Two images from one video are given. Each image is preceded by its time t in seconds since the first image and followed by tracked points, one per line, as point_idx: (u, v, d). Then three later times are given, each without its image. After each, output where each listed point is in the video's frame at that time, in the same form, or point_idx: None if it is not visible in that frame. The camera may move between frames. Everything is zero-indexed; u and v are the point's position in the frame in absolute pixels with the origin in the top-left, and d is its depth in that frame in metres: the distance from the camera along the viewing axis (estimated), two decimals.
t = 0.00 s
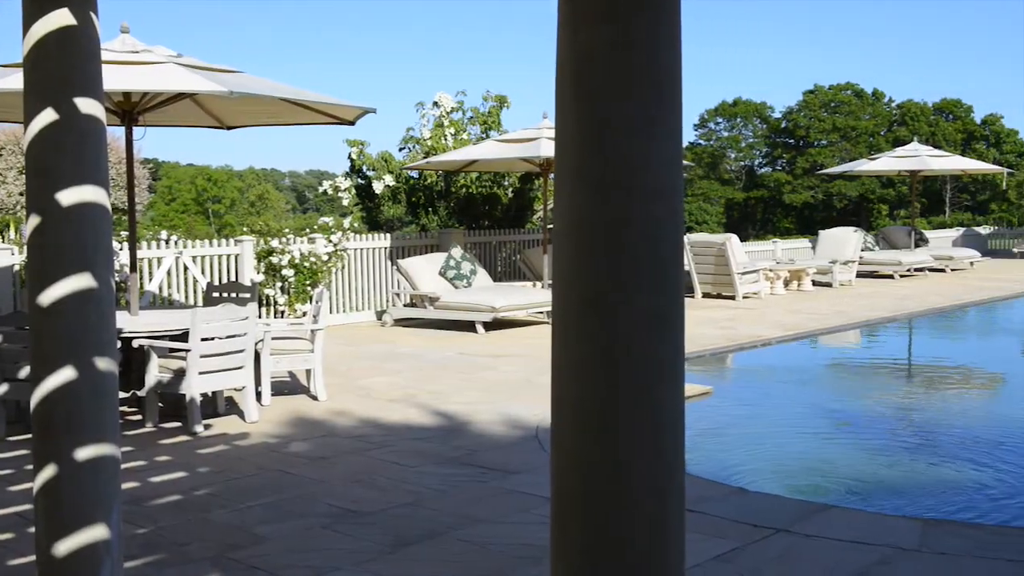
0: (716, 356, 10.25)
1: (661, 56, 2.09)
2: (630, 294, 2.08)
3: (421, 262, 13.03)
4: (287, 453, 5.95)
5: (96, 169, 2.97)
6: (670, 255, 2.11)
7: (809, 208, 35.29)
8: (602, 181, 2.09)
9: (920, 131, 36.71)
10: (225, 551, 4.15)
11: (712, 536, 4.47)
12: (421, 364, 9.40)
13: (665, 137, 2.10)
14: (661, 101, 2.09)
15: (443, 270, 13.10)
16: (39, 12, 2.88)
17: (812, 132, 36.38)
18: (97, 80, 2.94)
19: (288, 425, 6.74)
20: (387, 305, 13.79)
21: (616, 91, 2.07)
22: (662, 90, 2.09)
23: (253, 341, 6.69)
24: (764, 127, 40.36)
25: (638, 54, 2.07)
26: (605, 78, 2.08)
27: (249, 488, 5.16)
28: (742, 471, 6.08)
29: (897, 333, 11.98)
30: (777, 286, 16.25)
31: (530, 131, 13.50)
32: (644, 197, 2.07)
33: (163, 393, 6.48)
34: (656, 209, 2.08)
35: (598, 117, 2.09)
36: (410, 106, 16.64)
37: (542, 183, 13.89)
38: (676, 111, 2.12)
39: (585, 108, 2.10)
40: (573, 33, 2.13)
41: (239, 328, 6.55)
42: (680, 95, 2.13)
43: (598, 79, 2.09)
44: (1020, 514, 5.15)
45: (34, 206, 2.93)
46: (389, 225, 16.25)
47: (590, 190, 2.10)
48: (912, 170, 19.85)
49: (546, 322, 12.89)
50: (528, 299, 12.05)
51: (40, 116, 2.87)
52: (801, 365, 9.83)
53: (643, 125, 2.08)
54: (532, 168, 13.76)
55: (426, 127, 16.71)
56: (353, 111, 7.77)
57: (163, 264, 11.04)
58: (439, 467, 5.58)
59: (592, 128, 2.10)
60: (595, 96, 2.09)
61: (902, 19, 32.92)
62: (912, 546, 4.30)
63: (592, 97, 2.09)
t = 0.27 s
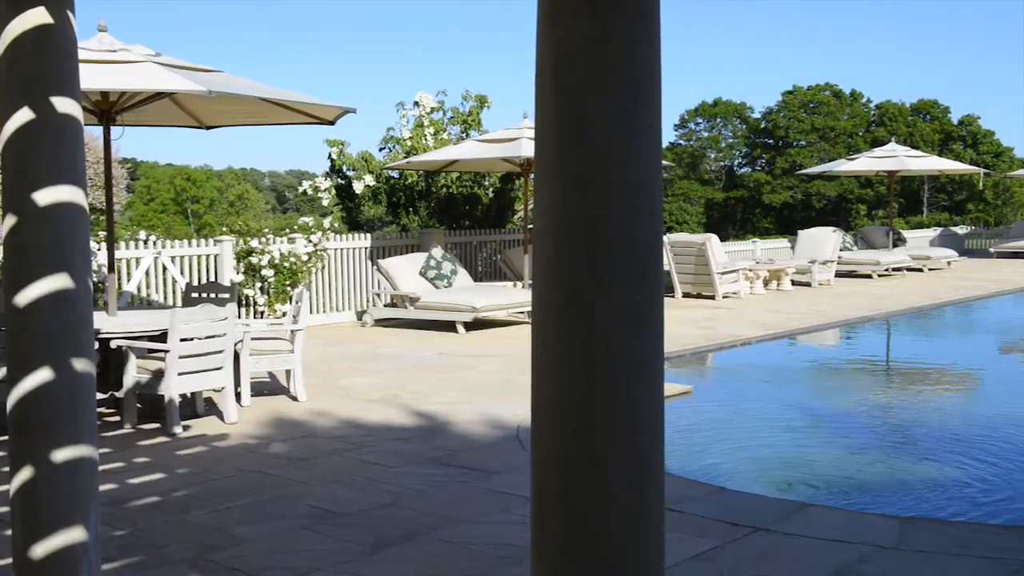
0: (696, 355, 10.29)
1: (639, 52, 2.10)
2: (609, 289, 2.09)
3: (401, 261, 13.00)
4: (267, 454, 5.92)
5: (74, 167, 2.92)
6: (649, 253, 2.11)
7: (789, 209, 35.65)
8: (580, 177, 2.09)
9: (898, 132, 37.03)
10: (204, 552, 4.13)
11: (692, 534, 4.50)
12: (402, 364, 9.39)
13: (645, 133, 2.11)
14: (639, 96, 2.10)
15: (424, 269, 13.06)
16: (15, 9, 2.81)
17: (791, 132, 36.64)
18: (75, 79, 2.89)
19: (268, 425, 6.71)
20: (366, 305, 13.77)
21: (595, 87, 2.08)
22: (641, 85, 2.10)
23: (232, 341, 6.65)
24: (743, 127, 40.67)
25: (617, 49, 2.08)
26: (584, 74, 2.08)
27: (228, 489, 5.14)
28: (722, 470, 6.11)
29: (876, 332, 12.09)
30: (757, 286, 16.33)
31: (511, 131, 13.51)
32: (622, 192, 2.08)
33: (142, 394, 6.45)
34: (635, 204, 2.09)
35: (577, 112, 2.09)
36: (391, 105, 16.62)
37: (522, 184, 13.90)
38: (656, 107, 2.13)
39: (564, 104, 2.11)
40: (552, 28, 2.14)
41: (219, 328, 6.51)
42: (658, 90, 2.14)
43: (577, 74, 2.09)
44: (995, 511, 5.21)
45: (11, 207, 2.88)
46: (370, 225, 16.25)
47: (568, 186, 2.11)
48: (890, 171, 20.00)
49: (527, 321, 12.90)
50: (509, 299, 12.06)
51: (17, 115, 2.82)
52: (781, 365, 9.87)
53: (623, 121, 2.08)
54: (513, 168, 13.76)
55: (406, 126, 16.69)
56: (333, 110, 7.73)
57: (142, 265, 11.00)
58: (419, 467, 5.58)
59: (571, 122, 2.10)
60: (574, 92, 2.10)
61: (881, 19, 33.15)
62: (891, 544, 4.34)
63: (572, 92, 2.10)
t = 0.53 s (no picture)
0: (674, 355, 10.34)
1: (616, 52, 2.11)
2: (586, 294, 2.10)
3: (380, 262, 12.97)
4: (245, 455, 5.90)
5: (49, 168, 2.76)
6: (625, 256, 2.12)
7: (767, 209, 36.00)
8: (557, 179, 2.10)
9: (875, 132, 37.38)
10: (181, 554, 4.11)
11: (670, 534, 4.52)
12: (380, 365, 9.37)
13: (621, 133, 2.11)
14: (616, 98, 2.11)
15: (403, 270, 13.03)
16: None
17: (769, 133, 36.98)
18: (49, 77, 2.74)
19: (246, 427, 6.68)
20: (345, 306, 13.74)
21: (571, 90, 2.09)
22: (618, 83, 2.11)
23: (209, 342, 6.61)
24: (722, 128, 40.91)
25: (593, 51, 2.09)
26: (561, 75, 2.09)
27: (205, 490, 5.12)
28: (699, 470, 6.15)
29: (852, 332, 12.19)
30: (735, 286, 16.41)
31: (490, 131, 13.53)
32: (598, 191, 2.09)
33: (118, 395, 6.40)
34: (611, 208, 2.10)
35: (554, 114, 2.10)
36: (369, 105, 16.59)
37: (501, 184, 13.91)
38: (631, 112, 2.14)
39: (542, 104, 2.12)
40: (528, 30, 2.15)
41: (196, 329, 6.47)
42: (635, 91, 2.15)
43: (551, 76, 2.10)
44: (970, 509, 5.26)
45: None
46: (348, 225, 16.22)
47: (546, 188, 2.12)
48: (866, 171, 20.16)
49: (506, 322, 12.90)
50: (488, 299, 12.07)
51: None
52: (758, 364, 9.93)
53: (600, 122, 2.09)
54: (492, 168, 13.76)
55: (384, 126, 16.66)
56: (311, 111, 7.72)
57: (118, 265, 10.91)
58: (399, 468, 5.57)
59: (548, 121, 2.11)
60: (551, 92, 2.11)
61: (858, 19, 33.50)
62: (866, 542, 4.38)
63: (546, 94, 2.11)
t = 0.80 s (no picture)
0: (655, 354, 10.41)
1: (594, 55, 2.12)
2: (564, 294, 2.11)
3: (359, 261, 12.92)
4: (223, 456, 5.87)
5: (24, 165, 2.73)
6: (603, 256, 2.14)
7: (746, 209, 36.31)
8: (536, 180, 2.11)
9: (853, 133, 37.67)
10: (158, 557, 4.09)
11: (649, 533, 4.54)
12: (360, 365, 9.37)
13: (600, 133, 2.13)
14: (595, 99, 2.12)
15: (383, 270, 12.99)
16: None
17: (748, 133, 37.24)
18: (25, 76, 2.71)
19: (225, 428, 6.66)
20: (325, 306, 13.70)
21: (550, 90, 2.10)
22: (596, 84, 2.12)
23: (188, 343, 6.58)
24: (701, 128, 41.10)
25: (572, 53, 2.10)
26: (538, 82, 2.10)
27: (183, 492, 5.09)
28: (678, 468, 6.20)
29: (830, 331, 12.30)
30: (715, 286, 16.49)
31: (470, 131, 13.53)
32: (576, 188, 2.10)
33: (96, 397, 6.37)
34: (590, 207, 2.12)
35: (533, 115, 2.11)
36: (350, 105, 16.54)
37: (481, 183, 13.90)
38: (610, 113, 2.15)
39: (521, 104, 2.13)
40: (508, 34, 2.16)
41: (175, 331, 6.45)
42: (614, 91, 2.16)
43: (530, 78, 2.11)
44: (948, 507, 5.31)
45: None
46: (328, 225, 16.16)
47: (524, 188, 2.13)
48: (845, 171, 20.29)
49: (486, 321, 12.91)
50: (469, 299, 12.06)
51: None
52: (737, 363, 10.00)
53: (578, 122, 2.10)
54: (473, 167, 13.74)
55: (365, 126, 16.61)
56: (291, 111, 7.69)
57: (96, 266, 10.84)
58: (379, 469, 5.56)
59: (526, 120, 2.12)
60: (530, 91, 2.11)
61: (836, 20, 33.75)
62: (845, 540, 4.42)
63: (525, 94, 2.12)
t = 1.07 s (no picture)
0: (635, 354, 10.46)
1: (574, 54, 2.13)
2: (547, 296, 2.12)
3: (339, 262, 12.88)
4: (202, 457, 5.84)
5: None
6: (584, 257, 2.14)
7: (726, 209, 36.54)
8: (517, 178, 2.12)
9: (832, 133, 37.98)
10: (137, 559, 4.07)
11: (631, 533, 4.56)
12: (340, 365, 9.34)
13: (580, 133, 2.14)
14: (574, 100, 2.13)
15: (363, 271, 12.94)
16: None
17: (728, 134, 37.48)
18: None
19: (203, 429, 6.63)
20: (305, 306, 13.64)
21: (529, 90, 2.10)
22: (577, 81, 2.13)
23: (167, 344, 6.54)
24: (681, 128, 41.22)
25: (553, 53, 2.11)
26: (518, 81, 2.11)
27: (163, 493, 5.07)
28: (658, 467, 6.23)
29: (810, 330, 12.38)
30: (694, 286, 16.55)
31: (450, 131, 13.50)
32: (557, 189, 2.11)
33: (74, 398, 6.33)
34: (570, 208, 2.13)
35: (513, 114, 2.12)
36: (328, 105, 16.48)
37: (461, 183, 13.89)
38: (590, 114, 2.16)
39: (501, 103, 2.13)
40: (488, 34, 2.17)
41: (153, 332, 6.41)
42: (593, 89, 2.17)
43: (510, 78, 2.12)
44: (926, 505, 5.36)
45: None
46: (308, 225, 16.09)
47: (504, 188, 2.13)
48: (824, 171, 20.41)
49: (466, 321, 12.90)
50: (450, 299, 12.06)
51: None
52: (716, 363, 10.07)
53: (559, 122, 2.11)
54: (453, 168, 13.72)
55: (344, 126, 16.56)
56: (269, 110, 7.65)
57: (73, 266, 10.76)
58: (360, 470, 5.55)
59: (508, 119, 2.12)
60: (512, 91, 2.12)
61: (818, 22, 33.91)
62: (823, 538, 4.45)
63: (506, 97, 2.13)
